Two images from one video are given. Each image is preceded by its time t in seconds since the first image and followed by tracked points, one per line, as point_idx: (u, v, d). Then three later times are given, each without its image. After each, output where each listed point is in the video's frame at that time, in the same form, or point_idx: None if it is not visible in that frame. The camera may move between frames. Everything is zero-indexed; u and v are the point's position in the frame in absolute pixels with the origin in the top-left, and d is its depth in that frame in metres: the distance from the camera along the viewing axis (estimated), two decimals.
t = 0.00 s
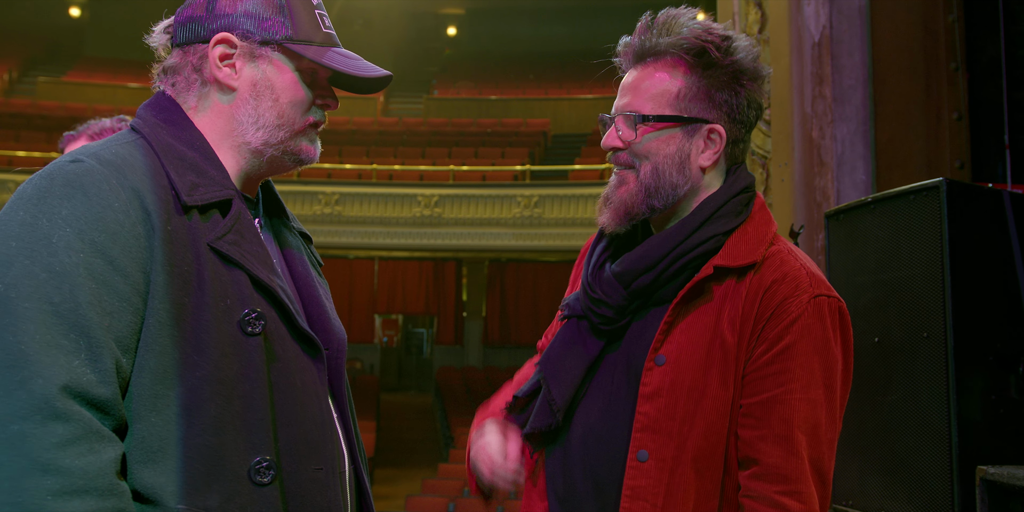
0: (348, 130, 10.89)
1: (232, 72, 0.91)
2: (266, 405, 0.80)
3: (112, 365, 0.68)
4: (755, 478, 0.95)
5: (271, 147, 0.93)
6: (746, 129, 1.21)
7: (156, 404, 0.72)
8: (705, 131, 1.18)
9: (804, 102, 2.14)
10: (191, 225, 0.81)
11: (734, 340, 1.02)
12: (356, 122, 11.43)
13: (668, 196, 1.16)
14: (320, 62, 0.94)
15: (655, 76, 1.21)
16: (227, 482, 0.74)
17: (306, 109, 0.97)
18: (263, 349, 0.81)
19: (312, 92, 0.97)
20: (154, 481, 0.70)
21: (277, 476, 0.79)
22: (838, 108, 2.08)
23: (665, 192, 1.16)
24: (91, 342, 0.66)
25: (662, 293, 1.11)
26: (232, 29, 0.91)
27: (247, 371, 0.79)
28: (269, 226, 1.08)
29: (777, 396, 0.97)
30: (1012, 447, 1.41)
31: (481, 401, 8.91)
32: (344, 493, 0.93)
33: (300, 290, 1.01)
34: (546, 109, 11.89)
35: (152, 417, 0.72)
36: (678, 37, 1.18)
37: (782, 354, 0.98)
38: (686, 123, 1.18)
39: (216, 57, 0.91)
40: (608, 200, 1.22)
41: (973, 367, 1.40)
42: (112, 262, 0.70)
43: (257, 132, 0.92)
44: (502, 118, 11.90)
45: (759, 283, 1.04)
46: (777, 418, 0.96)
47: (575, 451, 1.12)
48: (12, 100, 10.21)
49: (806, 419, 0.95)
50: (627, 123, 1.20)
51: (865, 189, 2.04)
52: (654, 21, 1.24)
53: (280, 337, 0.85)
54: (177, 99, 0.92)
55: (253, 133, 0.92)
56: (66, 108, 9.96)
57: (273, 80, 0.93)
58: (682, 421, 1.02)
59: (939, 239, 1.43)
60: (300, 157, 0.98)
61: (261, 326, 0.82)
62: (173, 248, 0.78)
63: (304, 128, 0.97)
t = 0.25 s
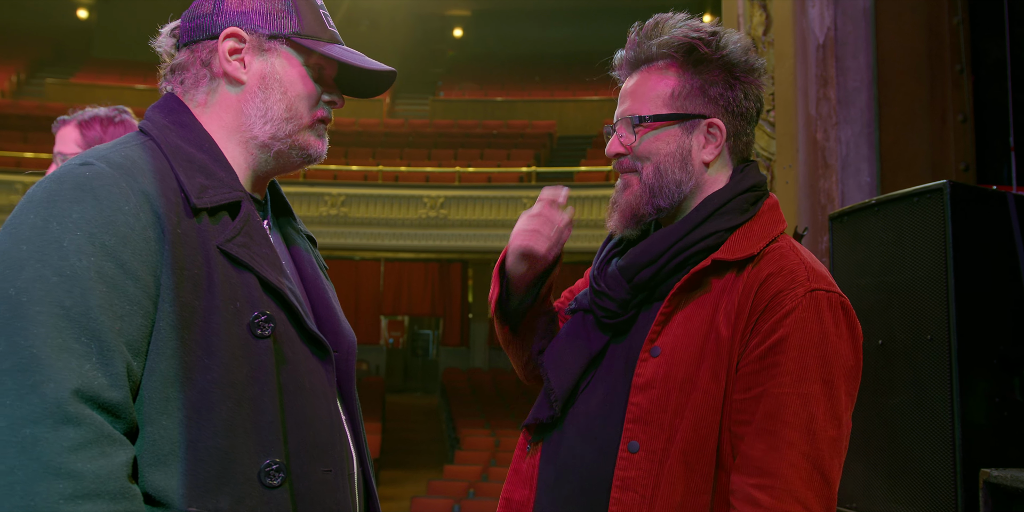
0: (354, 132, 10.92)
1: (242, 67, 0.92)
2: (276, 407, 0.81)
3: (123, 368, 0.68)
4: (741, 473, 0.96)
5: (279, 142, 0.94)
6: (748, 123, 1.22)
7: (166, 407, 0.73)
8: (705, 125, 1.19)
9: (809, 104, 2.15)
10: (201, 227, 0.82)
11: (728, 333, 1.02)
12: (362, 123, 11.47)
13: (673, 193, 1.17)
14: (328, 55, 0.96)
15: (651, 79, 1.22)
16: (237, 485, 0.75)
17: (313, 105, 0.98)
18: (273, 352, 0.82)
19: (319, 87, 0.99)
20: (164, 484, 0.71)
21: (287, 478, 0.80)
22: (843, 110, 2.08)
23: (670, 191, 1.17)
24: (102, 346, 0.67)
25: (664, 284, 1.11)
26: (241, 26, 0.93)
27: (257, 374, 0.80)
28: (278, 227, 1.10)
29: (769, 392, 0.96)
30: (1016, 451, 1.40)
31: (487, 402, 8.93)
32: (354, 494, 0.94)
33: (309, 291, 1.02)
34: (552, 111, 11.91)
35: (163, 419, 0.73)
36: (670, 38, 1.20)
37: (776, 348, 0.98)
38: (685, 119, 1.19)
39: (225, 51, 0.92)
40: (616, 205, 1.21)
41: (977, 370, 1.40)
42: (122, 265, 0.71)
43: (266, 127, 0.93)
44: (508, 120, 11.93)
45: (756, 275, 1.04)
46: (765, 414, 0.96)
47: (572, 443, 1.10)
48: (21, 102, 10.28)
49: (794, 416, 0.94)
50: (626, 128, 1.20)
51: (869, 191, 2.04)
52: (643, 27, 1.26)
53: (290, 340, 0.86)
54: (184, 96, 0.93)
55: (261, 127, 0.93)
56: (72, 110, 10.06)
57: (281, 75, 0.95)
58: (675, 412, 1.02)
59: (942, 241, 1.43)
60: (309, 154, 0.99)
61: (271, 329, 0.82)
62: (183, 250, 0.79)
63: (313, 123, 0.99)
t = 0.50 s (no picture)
0: (360, 134, 10.96)
1: (253, 70, 0.94)
2: (288, 408, 0.82)
3: (140, 368, 0.70)
4: (742, 467, 0.97)
5: (288, 145, 0.95)
6: (753, 125, 1.23)
7: (182, 406, 0.75)
8: (709, 128, 1.20)
9: (813, 106, 2.15)
10: (216, 229, 0.84)
11: (745, 333, 1.03)
12: (368, 125, 11.51)
13: (684, 198, 1.17)
14: (337, 59, 0.98)
15: (654, 86, 1.23)
16: (251, 484, 0.76)
17: (321, 108, 1.00)
18: (285, 353, 0.84)
19: (327, 91, 1.00)
20: (179, 482, 0.72)
21: (299, 478, 0.81)
22: (847, 111, 2.09)
23: (680, 197, 1.17)
24: (120, 346, 0.68)
25: (675, 284, 1.12)
26: (253, 30, 0.94)
27: (270, 375, 0.82)
28: (287, 230, 1.11)
29: (779, 391, 0.98)
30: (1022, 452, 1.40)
31: (493, 404, 8.93)
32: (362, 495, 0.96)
33: (316, 292, 1.03)
34: (558, 113, 11.93)
35: (179, 419, 0.74)
36: (669, 45, 1.21)
37: (792, 349, 0.99)
38: (691, 123, 1.19)
39: (237, 55, 0.94)
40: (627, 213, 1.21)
41: (982, 372, 1.40)
42: (140, 267, 0.72)
43: (275, 130, 0.94)
44: (514, 122, 11.94)
45: (773, 278, 1.06)
46: (772, 412, 0.98)
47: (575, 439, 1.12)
48: (29, 104, 10.33)
49: (804, 416, 0.96)
50: (633, 139, 1.22)
51: (874, 192, 2.05)
52: (642, 36, 1.27)
53: (301, 342, 0.87)
54: (197, 99, 0.95)
55: (272, 130, 0.94)
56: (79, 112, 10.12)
57: (290, 77, 0.96)
58: (687, 412, 1.03)
59: (947, 243, 1.43)
60: (317, 158, 1.00)
61: (283, 330, 0.84)
62: (199, 252, 0.80)
63: (320, 126, 1.00)
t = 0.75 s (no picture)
0: (365, 134, 10.98)
1: (264, 77, 0.95)
2: (303, 411, 0.83)
3: (162, 373, 0.71)
4: (769, 467, 0.99)
5: (300, 149, 0.96)
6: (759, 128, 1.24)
7: (201, 408, 0.76)
8: (722, 133, 1.21)
9: (818, 105, 2.15)
10: (231, 233, 0.85)
11: (765, 335, 1.05)
12: (373, 126, 11.53)
13: (697, 201, 1.17)
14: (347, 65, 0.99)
15: (668, 89, 1.23)
16: (269, 487, 0.78)
17: (330, 113, 1.01)
18: (299, 356, 0.85)
19: (335, 96, 1.02)
20: (199, 485, 0.73)
21: (314, 480, 0.83)
22: (851, 111, 2.09)
23: (694, 200, 1.17)
24: (142, 351, 0.70)
25: (690, 286, 1.13)
26: (263, 37, 0.95)
27: (285, 378, 0.83)
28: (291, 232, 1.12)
29: (803, 392, 1.00)
30: None
31: (498, 404, 8.94)
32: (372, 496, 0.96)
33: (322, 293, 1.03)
34: (562, 113, 11.93)
35: (198, 422, 0.75)
36: (684, 48, 1.21)
37: (813, 351, 1.01)
38: (705, 126, 1.20)
39: (247, 61, 0.94)
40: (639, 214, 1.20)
41: (987, 372, 1.40)
42: (159, 272, 0.73)
43: (288, 135, 0.95)
44: (519, 122, 11.94)
45: (791, 280, 1.07)
46: (798, 413, 0.99)
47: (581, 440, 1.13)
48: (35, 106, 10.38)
49: (828, 417, 0.97)
50: (647, 138, 1.21)
51: (879, 191, 2.05)
52: (654, 40, 1.27)
53: (313, 346, 0.88)
54: (205, 104, 0.95)
55: (284, 135, 0.95)
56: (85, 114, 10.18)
57: (303, 84, 0.97)
58: (710, 414, 1.04)
59: (952, 243, 1.43)
60: (328, 161, 1.01)
61: (297, 334, 0.85)
62: (215, 256, 0.81)
63: (330, 131, 1.02)
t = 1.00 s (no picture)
0: (365, 139, 11.00)
1: (257, 86, 0.96)
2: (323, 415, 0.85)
3: (192, 380, 0.73)
4: (787, 468, 1.01)
5: (296, 158, 0.97)
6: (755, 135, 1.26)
7: (228, 413, 0.77)
8: (722, 143, 1.22)
9: (818, 109, 2.16)
10: (248, 243, 0.86)
11: (773, 337, 1.07)
12: (374, 130, 11.55)
13: (703, 210, 1.19)
14: (340, 73, 0.99)
15: (663, 101, 1.23)
16: (294, 489, 0.79)
17: (329, 121, 1.01)
18: (316, 361, 0.87)
19: (334, 104, 1.02)
20: (230, 488, 0.75)
21: (335, 481, 0.84)
22: (852, 115, 2.09)
23: (701, 209, 1.19)
24: (173, 359, 0.71)
25: (694, 293, 1.14)
26: (256, 48, 0.96)
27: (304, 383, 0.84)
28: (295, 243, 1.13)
29: (816, 393, 1.02)
30: None
31: (500, 408, 8.93)
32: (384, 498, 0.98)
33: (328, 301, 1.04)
34: (563, 117, 11.95)
35: (224, 427, 0.76)
36: (678, 60, 1.22)
37: (822, 352, 1.03)
38: (704, 138, 1.21)
39: (241, 72, 0.96)
40: (644, 227, 1.20)
41: (989, 376, 1.41)
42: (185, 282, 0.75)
43: (283, 144, 0.97)
44: (519, 126, 11.97)
45: (795, 283, 1.09)
46: (813, 413, 1.01)
47: (584, 443, 1.14)
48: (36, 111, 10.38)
49: (840, 415, 0.99)
50: (648, 153, 1.22)
51: (880, 195, 2.06)
52: (647, 52, 1.28)
53: (327, 350, 0.90)
54: (206, 113, 0.98)
55: (280, 144, 0.97)
56: (87, 119, 10.20)
57: (296, 92, 0.98)
58: (723, 415, 1.04)
59: (954, 248, 1.44)
60: (325, 168, 1.02)
61: (314, 340, 0.87)
62: (235, 265, 0.83)
63: (328, 139, 1.02)
